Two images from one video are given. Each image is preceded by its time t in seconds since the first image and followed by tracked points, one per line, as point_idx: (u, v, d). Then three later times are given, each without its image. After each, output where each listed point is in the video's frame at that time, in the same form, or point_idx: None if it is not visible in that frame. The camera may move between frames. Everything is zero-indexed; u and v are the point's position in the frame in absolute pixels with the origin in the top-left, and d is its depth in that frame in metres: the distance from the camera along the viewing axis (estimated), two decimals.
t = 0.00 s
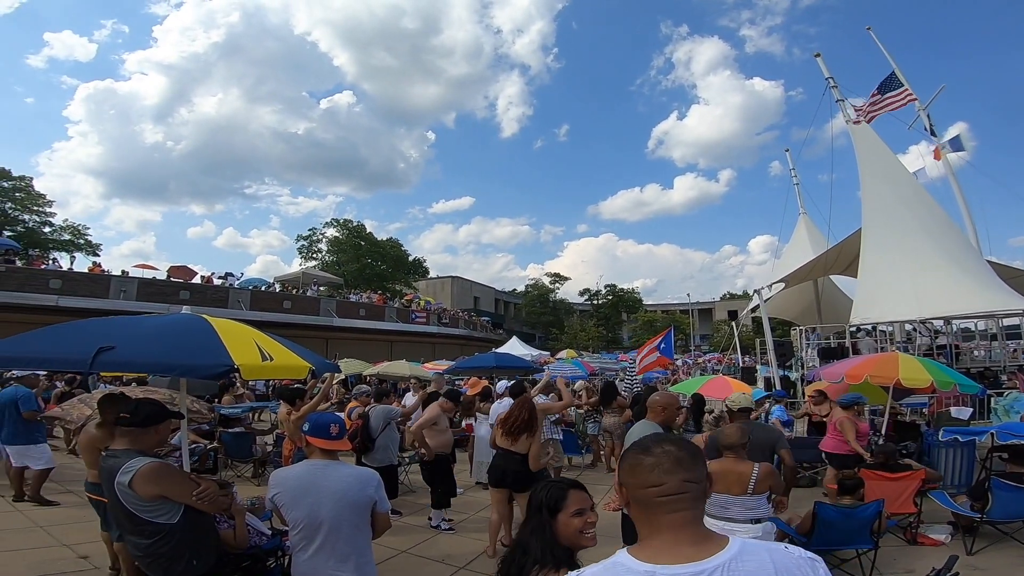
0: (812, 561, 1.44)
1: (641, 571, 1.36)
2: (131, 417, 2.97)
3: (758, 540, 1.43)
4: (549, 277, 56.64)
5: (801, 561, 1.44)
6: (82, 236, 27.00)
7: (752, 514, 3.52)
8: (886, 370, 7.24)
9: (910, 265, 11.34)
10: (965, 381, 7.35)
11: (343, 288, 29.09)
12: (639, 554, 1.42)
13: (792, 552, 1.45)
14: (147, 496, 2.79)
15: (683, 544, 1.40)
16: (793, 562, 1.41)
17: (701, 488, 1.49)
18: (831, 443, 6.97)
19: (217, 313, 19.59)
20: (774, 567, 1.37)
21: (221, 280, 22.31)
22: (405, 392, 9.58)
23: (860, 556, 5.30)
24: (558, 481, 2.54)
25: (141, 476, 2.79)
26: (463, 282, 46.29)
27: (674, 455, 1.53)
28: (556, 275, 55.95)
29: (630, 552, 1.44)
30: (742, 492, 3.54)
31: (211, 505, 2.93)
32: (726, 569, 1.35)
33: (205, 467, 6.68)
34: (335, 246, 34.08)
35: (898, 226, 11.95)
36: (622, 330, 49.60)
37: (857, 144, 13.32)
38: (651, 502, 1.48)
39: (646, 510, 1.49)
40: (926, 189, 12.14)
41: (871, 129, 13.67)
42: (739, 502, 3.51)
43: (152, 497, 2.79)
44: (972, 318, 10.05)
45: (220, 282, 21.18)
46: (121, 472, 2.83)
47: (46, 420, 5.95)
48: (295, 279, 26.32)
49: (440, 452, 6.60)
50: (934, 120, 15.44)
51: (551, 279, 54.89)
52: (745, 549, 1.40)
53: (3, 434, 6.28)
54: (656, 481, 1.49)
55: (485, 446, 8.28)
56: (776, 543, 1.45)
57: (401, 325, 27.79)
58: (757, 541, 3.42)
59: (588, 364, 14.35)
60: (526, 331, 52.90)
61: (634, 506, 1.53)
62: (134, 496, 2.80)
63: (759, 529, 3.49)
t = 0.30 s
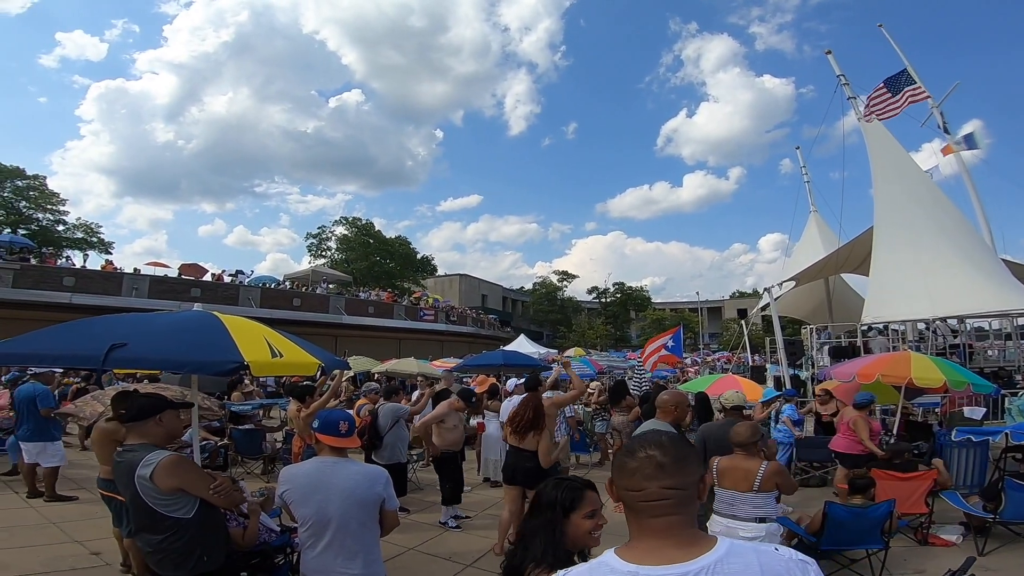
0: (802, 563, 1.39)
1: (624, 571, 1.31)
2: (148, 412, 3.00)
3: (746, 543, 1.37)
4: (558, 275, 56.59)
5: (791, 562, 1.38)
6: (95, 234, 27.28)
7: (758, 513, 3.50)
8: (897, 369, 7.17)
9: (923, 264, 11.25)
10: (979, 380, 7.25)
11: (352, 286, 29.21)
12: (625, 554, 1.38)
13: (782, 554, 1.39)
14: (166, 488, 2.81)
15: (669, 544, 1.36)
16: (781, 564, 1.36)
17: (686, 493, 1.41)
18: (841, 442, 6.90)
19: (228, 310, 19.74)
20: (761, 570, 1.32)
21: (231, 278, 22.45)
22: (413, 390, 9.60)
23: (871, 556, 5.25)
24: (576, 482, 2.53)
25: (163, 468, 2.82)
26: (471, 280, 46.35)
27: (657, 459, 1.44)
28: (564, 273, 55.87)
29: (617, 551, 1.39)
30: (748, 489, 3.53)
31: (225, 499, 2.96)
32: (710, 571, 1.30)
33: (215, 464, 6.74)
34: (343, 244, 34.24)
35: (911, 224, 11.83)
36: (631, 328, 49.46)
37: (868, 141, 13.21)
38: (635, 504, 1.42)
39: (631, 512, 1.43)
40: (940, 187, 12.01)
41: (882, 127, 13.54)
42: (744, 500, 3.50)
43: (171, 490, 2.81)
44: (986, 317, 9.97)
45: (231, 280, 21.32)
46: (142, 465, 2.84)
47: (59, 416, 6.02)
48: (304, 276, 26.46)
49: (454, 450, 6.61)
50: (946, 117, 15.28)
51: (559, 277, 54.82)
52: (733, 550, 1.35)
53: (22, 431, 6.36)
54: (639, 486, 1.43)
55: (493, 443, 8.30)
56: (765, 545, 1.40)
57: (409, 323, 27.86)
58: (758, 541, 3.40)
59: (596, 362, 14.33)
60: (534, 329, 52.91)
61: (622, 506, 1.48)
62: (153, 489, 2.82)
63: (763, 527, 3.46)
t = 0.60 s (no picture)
0: (781, 566, 1.35)
1: (602, 567, 1.30)
2: (150, 411, 3.00)
3: (726, 543, 1.34)
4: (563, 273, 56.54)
5: (769, 565, 1.35)
6: (103, 232, 27.46)
7: (763, 512, 3.48)
8: (904, 368, 7.13)
9: (931, 263, 11.18)
10: (986, 379, 7.18)
11: (357, 284, 29.29)
12: (605, 550, 1.37)
13: (762, 557, 1.35)
14: (167, 489, 2.82)
15: (649, 543, 1.35)
16: (759, 567, 1.32)
17: (667, 495, 1.41)
18: (847, 441, 6.88)
19: (234, 308, 19.85)
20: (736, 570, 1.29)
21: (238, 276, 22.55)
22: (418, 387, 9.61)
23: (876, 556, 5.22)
24: (568, 480, 2.52)
25: (163, 469, 2.83)
26: (477, 278, 46.40)
27: (636, 460, 1.45)
28: (570, 271, 55.80)
29: (598, 548, 1.39)
30: (751, 488, 3.52)
31: (229, 498, 2.97)
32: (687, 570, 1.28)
33: (222, 461, 6.78)
34: (349, 242, 34.33)
35: (918, 223, 11.76)
36: (637, 326, 49.36)
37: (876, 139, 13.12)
38: (616, 504, 1.43)
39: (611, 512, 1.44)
40: (948, 185, 11.93)
41: (889, 124, 13.44)
42: (747, 498, 3.49)
43: (172, 491, 2.83)
44: (994, 317, 9.91)
45: (238, 278, 21.43)
46: (142, 466, 2.87)
47: (68, 414, 6.07)
48: (310, 274, 26.57)
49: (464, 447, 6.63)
50: (955, 115, 15.14)
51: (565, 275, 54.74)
52: (711, 551, 1.33)
53: (38, 429, 6.42)
54: (619, 486, 1.45)
55: (500, 441, 8.28)
56: (745, 547, 1.36)
57: (415, 320, 27.90)
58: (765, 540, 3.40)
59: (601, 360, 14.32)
60: (539, 328, 52.95)
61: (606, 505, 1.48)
62: (154, 489, 2.85)
63: (768, 527, 3.45)
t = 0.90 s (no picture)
0: (765, 561, 1.33)
1: (585, 557, 1.33)
2: (151, 409, 3.01)
3: (708, 536, 1.33)
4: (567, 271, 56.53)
5: (753, 560, 1.33)
6: (109, 231, 27.57)
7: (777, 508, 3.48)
8: (908, 365, 7.10)
9: (935, 261, 11.14)
10: (990, 376, 7.15)
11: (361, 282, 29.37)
12: (591, 542, 1.39)
13: (746, 551, 1.34)
14: (167, 486, 2.84)
15: (632, 536, 1.36)
16: (744, 561, 1.30)
17: (652, 491, 1.41)
18: (848, 438, 6.89)
19: (239, 306, 19.92)
20: (718, 564, 1.28)
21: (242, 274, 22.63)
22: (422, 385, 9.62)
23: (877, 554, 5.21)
24: (552, 476, 2.53)
25: (163, 466, 2.85)
26: (480, 276, 46.48)
27: (619, 456, 1.46)
28: (573, 269, 55.78)
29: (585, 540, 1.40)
30: (765, 483, 3.51)
31: (230, 497, 2.97)
32: (668, 562, 1.28)
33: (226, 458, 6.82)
34: (353, 240, 34.40)
35: (923, 221, 11.72)
36: (641, 324, 49.33)
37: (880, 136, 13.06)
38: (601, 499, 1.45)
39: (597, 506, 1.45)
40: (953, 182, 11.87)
41: (894, 122, 13.38)
42: (762, 494, 3.48)
43: (172, 488, 2.85)
44: (999, 315, 9.88)
45: (242, 276, 21.51)
46: (143, 463, 2.89)
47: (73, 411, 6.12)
48: (313, 272, 26.62)
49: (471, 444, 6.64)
50: (961, 111, 15.06)
51: (568, 273, 54.75)
52: (694, 544, 1.32)
53: (46, 427, 6.55)
54: (603, 482, 1.46)
55: (503, 441, 8.20)
56: (729, 540, 1.35)
57: (419, 318, 27.96)
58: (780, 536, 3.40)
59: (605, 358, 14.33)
60: (543, 325, 52.98)
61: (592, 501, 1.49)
62: (154, 485, 2.87)
63: (783, 522, 3.45)
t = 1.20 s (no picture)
0: (789, 553, 1.36)
1: (613, 554, 1.34)
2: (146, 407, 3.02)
3: (733, 531, 1.36)
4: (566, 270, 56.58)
5: (780, 552, 1.35)
6: (107, 229, 27.57)
7: (796, 506, 3.53)
8: (905, 364, 7.12)
9: (934, 260, 11.16)
10: (987, 375, 7.18)
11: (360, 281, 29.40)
12: (617, 539, 1.40)
13: (770, 544, 1.36)
14: (161, 482, 2.85)
15: (656, 534, 1.36)
16: (770, 555, 1.33)
17: (674, 490, 1.40)
18: (832, 436, 6.86)
19: (237, 304, 19.93)
20: (745, 559, 1.30)
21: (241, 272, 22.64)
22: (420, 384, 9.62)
23: (875, 552, 5.22)
24: (548, 479, 2.56)
25: (157, 463, 2.86)
26: (480, 274, 46.50)
27: (640, 459, 1.43)
28: (573, 268, 55.82)
29: (611, 536, 1.41)
30: (783, 483, 3.52)
31: (225, 493, 2.97)
32: (696, 558, 1.30)
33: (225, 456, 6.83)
34: (352, 238, 34.40)
35: (921, 221, 11.74)
36: (640, 323, 49.39)
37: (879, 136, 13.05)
38: (625, 499, 1.43)
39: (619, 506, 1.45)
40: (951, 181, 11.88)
41: (893, 121, 13.38)
42: (779, 493, 3.51)
43: (166, 485, 2.86)
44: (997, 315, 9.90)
45: (241, 274, 21.51)
46: (138, 459, 2.91)
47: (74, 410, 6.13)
48: (313, 271, 26.61)
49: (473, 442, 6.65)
50: (961, 111, 15.05)
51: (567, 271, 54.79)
52: (720, 539, 1.34)
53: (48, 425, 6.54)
54: (627, 483, 1.44)
55: (500, 440, 8.22)
56: (753, 534, 1.37)
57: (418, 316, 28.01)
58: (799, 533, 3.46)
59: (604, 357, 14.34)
60: (542, 324, 53.02)
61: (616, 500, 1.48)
62: (149, 483, 2.88)
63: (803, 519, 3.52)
